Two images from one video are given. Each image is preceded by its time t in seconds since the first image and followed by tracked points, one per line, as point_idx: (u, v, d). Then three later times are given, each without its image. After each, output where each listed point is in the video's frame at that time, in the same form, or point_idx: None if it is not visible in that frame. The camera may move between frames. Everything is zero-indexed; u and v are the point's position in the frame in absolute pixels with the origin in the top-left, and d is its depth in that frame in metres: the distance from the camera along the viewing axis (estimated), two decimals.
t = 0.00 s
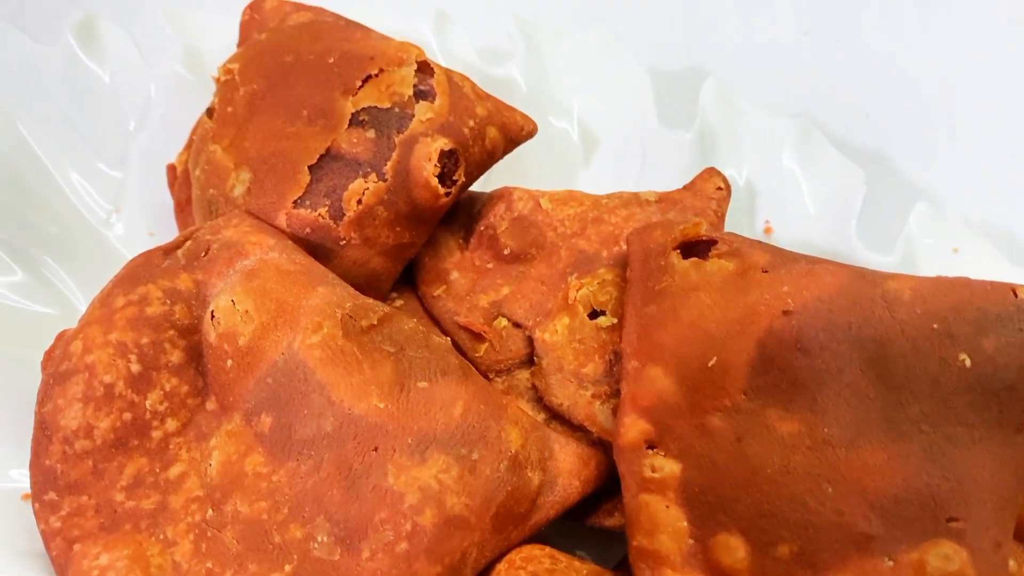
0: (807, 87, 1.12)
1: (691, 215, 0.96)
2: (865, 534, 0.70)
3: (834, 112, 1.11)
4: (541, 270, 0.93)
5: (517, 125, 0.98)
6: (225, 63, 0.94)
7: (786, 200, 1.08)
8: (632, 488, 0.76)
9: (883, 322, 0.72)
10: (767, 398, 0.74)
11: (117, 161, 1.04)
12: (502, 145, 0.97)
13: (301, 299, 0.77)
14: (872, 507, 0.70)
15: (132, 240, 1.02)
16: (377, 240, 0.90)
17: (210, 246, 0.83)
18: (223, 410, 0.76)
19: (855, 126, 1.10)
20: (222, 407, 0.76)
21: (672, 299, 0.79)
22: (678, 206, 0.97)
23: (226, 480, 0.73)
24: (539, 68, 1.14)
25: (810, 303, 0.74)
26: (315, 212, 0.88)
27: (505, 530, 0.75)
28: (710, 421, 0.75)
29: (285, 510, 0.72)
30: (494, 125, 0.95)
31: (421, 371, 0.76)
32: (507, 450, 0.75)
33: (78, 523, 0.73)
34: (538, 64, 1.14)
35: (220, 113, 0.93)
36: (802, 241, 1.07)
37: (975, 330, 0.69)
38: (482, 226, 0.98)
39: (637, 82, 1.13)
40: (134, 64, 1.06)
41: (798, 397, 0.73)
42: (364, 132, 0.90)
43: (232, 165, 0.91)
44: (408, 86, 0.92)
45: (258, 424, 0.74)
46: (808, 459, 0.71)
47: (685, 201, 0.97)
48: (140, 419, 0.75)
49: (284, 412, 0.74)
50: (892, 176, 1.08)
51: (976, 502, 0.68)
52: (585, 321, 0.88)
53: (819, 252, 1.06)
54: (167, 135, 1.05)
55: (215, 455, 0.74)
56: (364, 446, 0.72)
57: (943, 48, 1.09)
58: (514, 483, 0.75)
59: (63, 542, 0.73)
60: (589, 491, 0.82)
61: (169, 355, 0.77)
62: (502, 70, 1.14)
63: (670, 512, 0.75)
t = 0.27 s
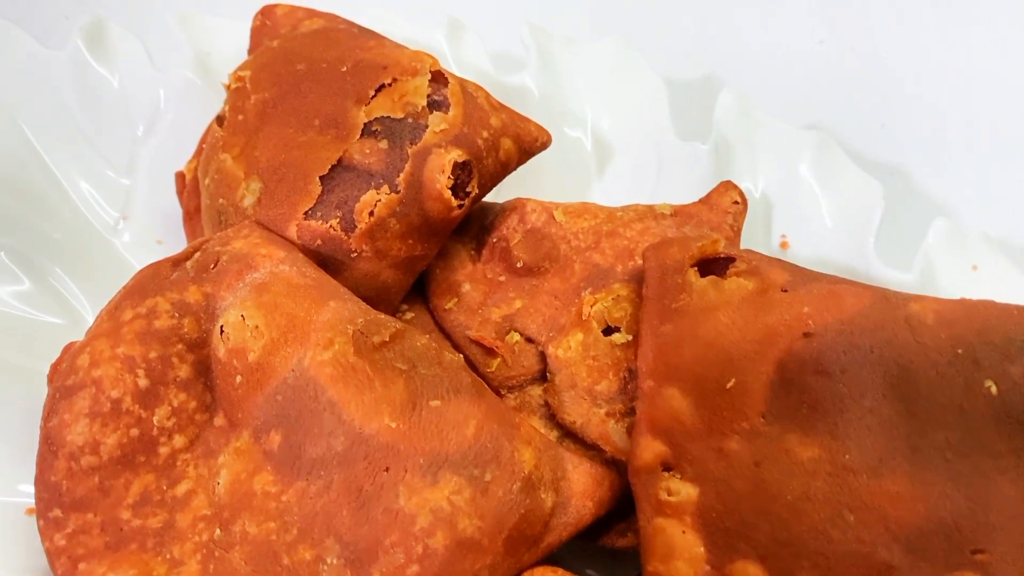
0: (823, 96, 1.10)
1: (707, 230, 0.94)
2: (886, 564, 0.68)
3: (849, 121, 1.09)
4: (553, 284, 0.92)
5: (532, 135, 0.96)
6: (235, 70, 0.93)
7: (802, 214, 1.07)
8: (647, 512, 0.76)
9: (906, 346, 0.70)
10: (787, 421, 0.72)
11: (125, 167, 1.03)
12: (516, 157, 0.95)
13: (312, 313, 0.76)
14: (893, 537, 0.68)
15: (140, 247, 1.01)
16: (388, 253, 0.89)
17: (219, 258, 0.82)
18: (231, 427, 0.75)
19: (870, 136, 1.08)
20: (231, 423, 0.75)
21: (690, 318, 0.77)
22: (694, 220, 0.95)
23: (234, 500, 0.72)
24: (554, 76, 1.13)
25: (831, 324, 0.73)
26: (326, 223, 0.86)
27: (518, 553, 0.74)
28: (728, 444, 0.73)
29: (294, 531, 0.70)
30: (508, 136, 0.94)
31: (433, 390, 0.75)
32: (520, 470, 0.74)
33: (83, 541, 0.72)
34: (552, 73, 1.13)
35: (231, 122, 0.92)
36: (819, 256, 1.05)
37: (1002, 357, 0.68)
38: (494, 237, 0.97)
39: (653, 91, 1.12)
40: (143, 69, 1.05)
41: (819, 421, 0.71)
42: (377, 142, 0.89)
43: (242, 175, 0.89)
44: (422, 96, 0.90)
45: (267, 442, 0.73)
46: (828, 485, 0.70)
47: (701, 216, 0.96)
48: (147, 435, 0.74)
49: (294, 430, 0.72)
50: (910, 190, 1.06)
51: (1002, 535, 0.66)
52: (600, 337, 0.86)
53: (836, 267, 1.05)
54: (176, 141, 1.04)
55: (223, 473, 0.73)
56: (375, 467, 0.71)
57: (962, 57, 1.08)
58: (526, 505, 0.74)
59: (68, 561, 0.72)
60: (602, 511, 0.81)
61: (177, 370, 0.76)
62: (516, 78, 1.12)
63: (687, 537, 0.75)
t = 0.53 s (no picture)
0: (838, 104, 1.08)
1: (724, 244, 0.93)
2: None
3: (865, 130, 1.08)
4: (569, 298, 0.90)
5: (548, 147, 0.95)
6: (248, 78, 0.92)
7: (821, 228, 1.06)
8: (665, 536, 0.76)
9: (933, 370, 0.69)
10: (811, 446, 0.71)
11: (134, 175, 1.02)
12: (531, 168, 0.94)
13: (325, 329, 0.75)
14: (920, 567, 0.66)
15: (147, 258, 1.00)
16: (402, 265, 0.88)
17: (231, 271, 0.80)
18: (242, 445, 0.73)
19: (887, 145, 1.07)
20: (242, 442, 0.73)
21: (710, 337, 0.76)
22: (711, 234, 0.94)
23: (245, 520, 0.70)
24: (569, 84, 1.11)
25: (856, 346, 0.72)
26: (340, 236, 0.85)
27: None
28: (750, 467, 0.72)
29: (306, 553, 0.69)
30: (524, 147, 0.92)
31: (448, 410, 0.73)
32: (537, 492, 0.73)
33: (92, 561, 0.71)
34: (567, 81, 1.12)
35: (243, 130, 0.90)
36: (838, 272, 1.05)
37: None
38: (508, 250, 0.95)
39: (669, 100, 1.11)
40: (153, 75, 1.03)
41: (844, 445, 0.70)
42: (391, 153, 0.87)
43: (254, 185, 0.88)
44: (437, 106, 0.89)
45: (278, 461, 0.71)
46: (853, 512, 0.68)
47: (719, 229, 0.94)
48: (157, 453, 0.72)
49: (307, 450, 0.71)
50: (930, 204, 1.05)
51: None
52: (616, 354, 0.85)
53: (855, 283, 1.04)
54: (186, 149, 1.02)
55: (234, 492, 0.71)
56: (389, 488, 0.69)
57: (983, 62, 1.05)
58: (543, 527, 0.72)
59: None
60: (620, 533, 0.79)
61: (188, 387, 0.74)
62: (531, 87, 1.11)
63: (706, 562, 0.73)
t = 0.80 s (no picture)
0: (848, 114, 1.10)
1: (737, 255, 0.92)
2: None
3: (875, 139, 1.08)
4: (581, 309, 0.89)
5: (561, 158, 0.95)
6: (259, 87, 0.91)
7: (833, 239, 1.06)
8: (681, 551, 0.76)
9: (951, 388, 0.68)
10: (827, 462, 0.71)
11: (144, 181, 1.02)
12: (544, 178, 0.94)
13: (338, 342, 0.74)
14: None
15: (156, 265, 1.00)
16: (414, 276, 0.87)
17: (244, 281, 0.80)
18: (255, 457, 0.73)
19: (898, 155, 1.08)
20: (255, 454, 0.73)
21: (725, 352, 0.75)
22: (725, 245, 0.93)
23: (258, 534, 0.70)
24: (580, 92, 1.11)
25: (874, 362, 0.71)
26: (352, 246, 0.85)
27: None
28: (766, 484, 0.72)
29: (320, 568, 0.68)
30: (537, 157, 0.92)
31: (463, 424, 0.73)
32: (551, 507, 0.72)
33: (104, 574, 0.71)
34: (579, 89, 1.11)
35: (254, 139, 0.90)
36: (851, 283, 1.04)
37: None
38: (519, 260, 0.94)
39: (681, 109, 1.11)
40: (164, 82, 1.03)
41: (861, 462, 0.70)
42: (404, 164, 0.87)
43: (266, 195, 0.87)
44: (450, 117, 0.89)
45: (292, 475, 0.71)
46: (871, 531, 0.68)
47: (732, 240, 0.94)
48: (169, 466, 0.72)
49: (321, 463, 0.70)
50: (943, 216, 1.05)
51: None
52: (629, 367, 0.84)
53: (868, 295, 1.03)
54: (196, 155, 1.03)
55: (247, 506, 0.71)
56: (404, 503, 0.69)
57: (988, 73, 1.07)
58: (557, 542, 0.72)
59: None
60: (632, 548, 0.79)
61: (200, 399, 0.74)
62: (542, 95, 1.10)
63: None
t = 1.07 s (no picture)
0: (863, 118, 1.09)
1: (754, 267, 0.91)
2: None
3: (889, 145, 1.08)
4: (597, 321, 0.88)
5: (577, 168, 0.94)
6: (273, 95, 0.91)
7: (849, 252, 1.06)
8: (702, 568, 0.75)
9: (974, 406, 0.68)
10: (848, 480, 0.70)
11: (156, 190, 1.03)
12: (560, 188, 0.93)
13: (355, 355, 0.73)
14: None
15: (168, 274, 1.03)
16: (429, 287, 0.86)
17: (258, 293, 0.79)
18: (270, 472, 0.72)
19: (911, 163, 1.07)
20: (270, 469, 0.72)
21: (746, 368, 0.75)
22: (741, 256, 0.92)
23: (274, 550, 0.69)
24: (594, 102, 1.11)
25: (895, 379, 0.70)
26: (367, 257, 0.84)
27: None
28: (785, 502, 0.72)
29: None
30: (552, 168, 0.91)
31: (480, 439, 0.72)
32: (568, 524, 0.72)
33: None
34: (593, 99, 1.12)
35: (268, 148, 0.89)
36: (867, 295, 1.04)
37: None
38: (533, 270, 0.94)
39: (696, 120, 1.11)
40: (176, 89, 1.04)
41: (882, 481, 0.69)
42: (419, 174, 0.86)
43: (281, 205, 0.87)
44: (466, 127, 0.88)
45: (307, 490, 0.70)
46: (893, 551, 0.68)
47: (748, 252, 0.93)
48: (184, 480, 0.71)
49: (337, 479, 0.70)
50: (957, 228, 1.05)
51: None
52: (647, 381, 0.83)
53: (884, 308, 1.03)
54: (207, 163, 1.04)
55: (263, 522, 0.70)
56: (421, 520, 0.68)
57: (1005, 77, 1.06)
58: (576, 559, 0.71)
59: None
60: (650, 564, 0.78)
61: (215, 413, 0.73)
62: (556, 103, 1.11)
63: None
